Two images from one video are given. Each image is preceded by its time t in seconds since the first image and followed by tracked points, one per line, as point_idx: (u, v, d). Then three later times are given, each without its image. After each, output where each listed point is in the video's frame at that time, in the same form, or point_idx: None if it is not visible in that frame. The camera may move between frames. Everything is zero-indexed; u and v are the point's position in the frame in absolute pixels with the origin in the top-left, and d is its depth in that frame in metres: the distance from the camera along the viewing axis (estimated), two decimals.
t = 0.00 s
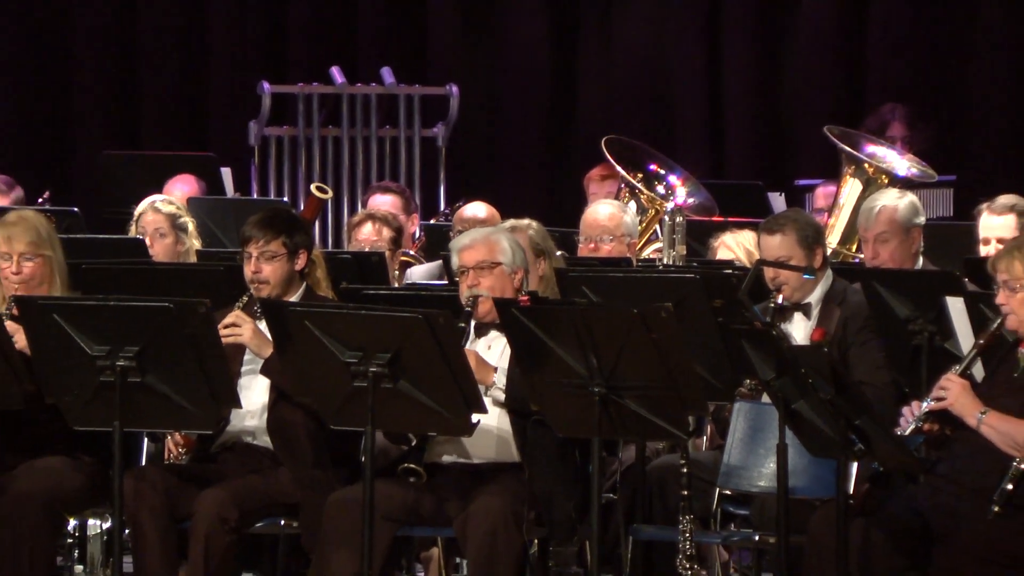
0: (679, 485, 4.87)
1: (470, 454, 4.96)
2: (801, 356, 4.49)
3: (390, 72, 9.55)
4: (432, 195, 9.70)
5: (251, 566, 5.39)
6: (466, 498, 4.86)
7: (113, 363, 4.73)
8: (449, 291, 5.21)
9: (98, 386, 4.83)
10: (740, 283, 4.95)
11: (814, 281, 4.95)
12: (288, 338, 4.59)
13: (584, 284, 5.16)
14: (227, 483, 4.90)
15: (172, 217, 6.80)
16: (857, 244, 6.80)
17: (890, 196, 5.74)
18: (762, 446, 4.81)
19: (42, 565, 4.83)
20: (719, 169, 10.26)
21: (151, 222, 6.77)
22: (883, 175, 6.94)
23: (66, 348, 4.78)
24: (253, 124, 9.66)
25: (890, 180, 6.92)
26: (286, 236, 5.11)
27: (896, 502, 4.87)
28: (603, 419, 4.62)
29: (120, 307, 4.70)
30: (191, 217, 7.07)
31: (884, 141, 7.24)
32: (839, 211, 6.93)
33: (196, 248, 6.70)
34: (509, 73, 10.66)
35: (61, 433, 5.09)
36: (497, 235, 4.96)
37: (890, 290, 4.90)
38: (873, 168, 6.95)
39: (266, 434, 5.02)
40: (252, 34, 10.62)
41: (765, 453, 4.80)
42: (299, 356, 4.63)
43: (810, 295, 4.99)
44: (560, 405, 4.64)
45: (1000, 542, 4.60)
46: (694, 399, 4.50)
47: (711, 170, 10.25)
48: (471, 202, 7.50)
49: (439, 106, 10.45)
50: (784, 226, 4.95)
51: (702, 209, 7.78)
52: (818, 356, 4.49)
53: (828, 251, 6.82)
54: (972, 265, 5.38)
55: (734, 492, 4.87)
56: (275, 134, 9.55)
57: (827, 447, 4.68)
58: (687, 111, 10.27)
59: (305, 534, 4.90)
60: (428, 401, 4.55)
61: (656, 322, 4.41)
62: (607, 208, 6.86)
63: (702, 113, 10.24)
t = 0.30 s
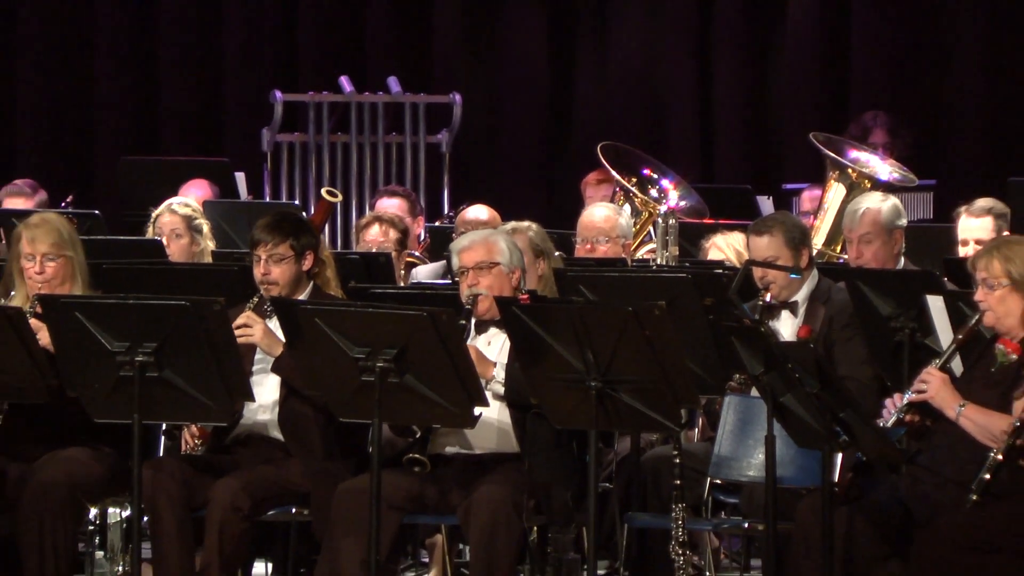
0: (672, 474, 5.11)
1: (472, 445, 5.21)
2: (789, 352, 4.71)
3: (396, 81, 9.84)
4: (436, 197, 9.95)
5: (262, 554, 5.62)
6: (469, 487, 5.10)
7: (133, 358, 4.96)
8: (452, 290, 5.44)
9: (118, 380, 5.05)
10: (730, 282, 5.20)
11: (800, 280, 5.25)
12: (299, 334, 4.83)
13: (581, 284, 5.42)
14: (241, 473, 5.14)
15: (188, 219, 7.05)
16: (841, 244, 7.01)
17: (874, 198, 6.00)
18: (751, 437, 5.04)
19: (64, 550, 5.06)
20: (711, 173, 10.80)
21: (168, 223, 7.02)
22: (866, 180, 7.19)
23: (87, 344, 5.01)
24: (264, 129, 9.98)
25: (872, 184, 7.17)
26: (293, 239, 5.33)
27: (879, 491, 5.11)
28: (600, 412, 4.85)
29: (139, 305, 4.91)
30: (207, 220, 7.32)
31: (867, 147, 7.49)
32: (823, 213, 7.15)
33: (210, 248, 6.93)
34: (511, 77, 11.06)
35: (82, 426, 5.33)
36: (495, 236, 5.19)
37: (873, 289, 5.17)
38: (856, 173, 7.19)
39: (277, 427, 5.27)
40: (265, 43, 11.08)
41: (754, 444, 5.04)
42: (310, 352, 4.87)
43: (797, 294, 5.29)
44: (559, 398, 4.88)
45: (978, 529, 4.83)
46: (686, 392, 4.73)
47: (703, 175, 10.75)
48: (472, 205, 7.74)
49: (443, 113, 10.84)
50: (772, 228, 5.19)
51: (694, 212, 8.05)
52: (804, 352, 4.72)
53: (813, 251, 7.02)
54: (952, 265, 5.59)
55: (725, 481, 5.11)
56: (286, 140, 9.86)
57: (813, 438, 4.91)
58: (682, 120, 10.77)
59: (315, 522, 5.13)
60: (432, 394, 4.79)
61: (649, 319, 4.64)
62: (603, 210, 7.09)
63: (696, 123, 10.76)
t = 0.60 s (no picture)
0: (670, 467, 5.25)
1: (474, 441, 5.32)
2: (783, 350, 4.82)
3: (401, 86, 9.97)
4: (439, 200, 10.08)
5: (270, 547, 5.76)
6: (470, 481, 5.22)
7: (143, 355, 5.08)
8: (453, 289, 5.56)
9: (129, 377, 5.16)
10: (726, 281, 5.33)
11: (794, 279, 5.41)
12: (305, 333, 4.96)
13: (580, 283, 5.56)
14: (247, 468, 5.27)
15: (199, 220, 7.17)
16: (834, 244, 7.13)
17: (867, 199, 6.15)
18: (747, 433, 5.17)
19: (76, 543, 5.18)
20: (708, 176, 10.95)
21: (179, 224, 7.14)
22: (859, 181, 7.30)
23: (99, 342, 5.12)
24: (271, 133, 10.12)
25: (864, 185, 7.28)
26: (296, 238, 5.43)
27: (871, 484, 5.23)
28: (598, 408, 4.98)
29: (149, 304, 5.02)
30: (217, 221, 7.44)
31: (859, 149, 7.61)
32: (817, 215, 7.27)
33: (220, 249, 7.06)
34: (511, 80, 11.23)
35: (94, 422, 5.46)
36: (495, 238, 5.31)
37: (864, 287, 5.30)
38: (849, 175, 7.31)
39: (283, 424, 5.39)
40: (271, 47, 11.26)
41: (750, 440, 5.17)
42: (316, 349, 4.99)
43: (791, 293, 5.45)
44: (559, 395, 5.01)
45: (968, 522, 4.95)
46: (682, 389, 4.85)
47: (702, 177, 10.89)
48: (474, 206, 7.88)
49: (445, 117, 11.00)
50: (766, 229, 5.33)
51: (691, 213, 8.20)
52: (798, 350, 4.83)
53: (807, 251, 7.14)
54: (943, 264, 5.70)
55: (721, 476, 5.23)
56: (293, 143, 9.99)
57: (806, 433, 5.03)
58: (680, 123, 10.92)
59: (321, 515, 5.26)
60: (435, 391, 4.91)
61: (647, 317, 4.76)
62: (602, 211, 7.22)
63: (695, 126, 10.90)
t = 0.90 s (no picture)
0: (665, 467, 5.31)
1: (473, 441, 5.37)
2: (777, 351, 4.89)
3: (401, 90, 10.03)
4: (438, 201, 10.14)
5: (269, 546, 5.81)
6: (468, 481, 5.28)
7: (145, 357, 5.13)
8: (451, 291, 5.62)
9: (130, 378, 5.22)
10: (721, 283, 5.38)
11: (788, 282, 5.48)
12: (305, 334, 5.02)
13: (577, 285, 5.60)
14: (247, 468, 5.33)
15: (200, 223, 7.23)
16: (828, 247, 7.20)
17: (860, 203, 6.21)
18: (742, 433, 5.23)
19: (79, 542, 5.24)
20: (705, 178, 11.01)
21: (180, 227, 7.20)
22: (852, 185, 7.37)
23: (101, 344, 5.18)
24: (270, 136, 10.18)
25: (857, 188, 7.34)
26: (295, 240, 5.49)
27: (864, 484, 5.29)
28: (595, 408, 5.03)
29: (150, 305, 5.08)
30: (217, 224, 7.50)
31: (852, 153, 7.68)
32: (810, 218, 7.35)
33: (221, 252, 7.11)
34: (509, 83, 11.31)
35: (96, 423, 5.52)
36: (493, 242, 5.38)
37: (858, 289, 5.35)
38: (842, 178, 7.38)
39: (282, 424, 5.44)
40: (270, 49, 11.34)
41: (744, 440, 5.23)
42: (316, 350, 5.05)
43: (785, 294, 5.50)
44: (556, 395, 5.07)
45: (960, 520, 5.02)
46: (677, 389, 4.91)
47: (698, 180, 10.96)
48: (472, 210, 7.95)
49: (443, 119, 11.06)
50: (761, 231, 5.39)
51: (687, 217, 8.28)
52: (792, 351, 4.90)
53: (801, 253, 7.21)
54: (935, 267, 5.75)
55: (716, 475, 5.29)
56: (294, 146, 10.04)
57: (800, 434, 5.09)
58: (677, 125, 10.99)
59: (320, 515, 5.32)
60: (434, 392, 4.97)
61: (642, 319, 4.82)
62: (598, 214, 7.28)
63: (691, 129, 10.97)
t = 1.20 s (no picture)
0: (659, 461, 5.43)
1: (474, 440, 5.53)
2: (768, 348, 5.01)
3: (401, 93, 10.16)
4: (437, 201, 10.27)
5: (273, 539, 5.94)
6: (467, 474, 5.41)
7: (151, 353, 5.25)
8: (449, 289, 5.74)
9: (137, 374, 5.34)
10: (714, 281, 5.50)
11: (780, 280, 5.60)
12: (308, 331, 5.14)
13: (574, 284, 5.72)
14: (251, 462, 5.45)
15: (205, 223, 7.35)
16: (819, 246, 7.33)
17: (850, 202, 6.34)
18: (734, 428, 5.35)
19: (86, 534, 5.36)
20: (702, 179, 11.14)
21: (185, 227, 7.31)
22: (843, 186, 7.50)
23: (108, 341, 5.30)
24: (272, 137, 10.30)
25: (848, 189, 7.47)
26: (297, 240, 5.59)
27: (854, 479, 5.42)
28: (591, 403, 5.16)
29: (157, 303, 5.20)
30: (221, 224, 7.61)
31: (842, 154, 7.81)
32: (801, 218, 7.48)
33: (225, 251, 7.23)
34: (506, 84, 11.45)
35: (104, 418, 5.65)
36: (493, 243, 5.51)
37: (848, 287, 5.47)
38: (833, 178, 7.50)
39: (286, 419, 5.57)
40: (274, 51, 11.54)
41: (737, 435, 5.35)
42: (320, 348, 5.18)
43: (778, 292, 5.65)
44: (553, 391, 5.20)
45: (947, 513, 5.15)
46: (671, 385, 5.03)
47: (695, 180, 11.08)
48: (471, 209, 8.08)
49: (443, 120, 11.19)
50: (752, 231, 5.52)
51: (682, 217, 8.42)
52: (783, 348, 5.02)
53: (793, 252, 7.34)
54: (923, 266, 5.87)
55: (710, 469, 5.41)
56: (296, 147, 10.17)
57: (791, 428, 5.22)
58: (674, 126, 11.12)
59: (323, 508, 5.44)
60: (434, 388, 5.10)
61: (637, 316, 4.94)
62: (595, 214, 7.40)
63: (688, 129, 11.10)
